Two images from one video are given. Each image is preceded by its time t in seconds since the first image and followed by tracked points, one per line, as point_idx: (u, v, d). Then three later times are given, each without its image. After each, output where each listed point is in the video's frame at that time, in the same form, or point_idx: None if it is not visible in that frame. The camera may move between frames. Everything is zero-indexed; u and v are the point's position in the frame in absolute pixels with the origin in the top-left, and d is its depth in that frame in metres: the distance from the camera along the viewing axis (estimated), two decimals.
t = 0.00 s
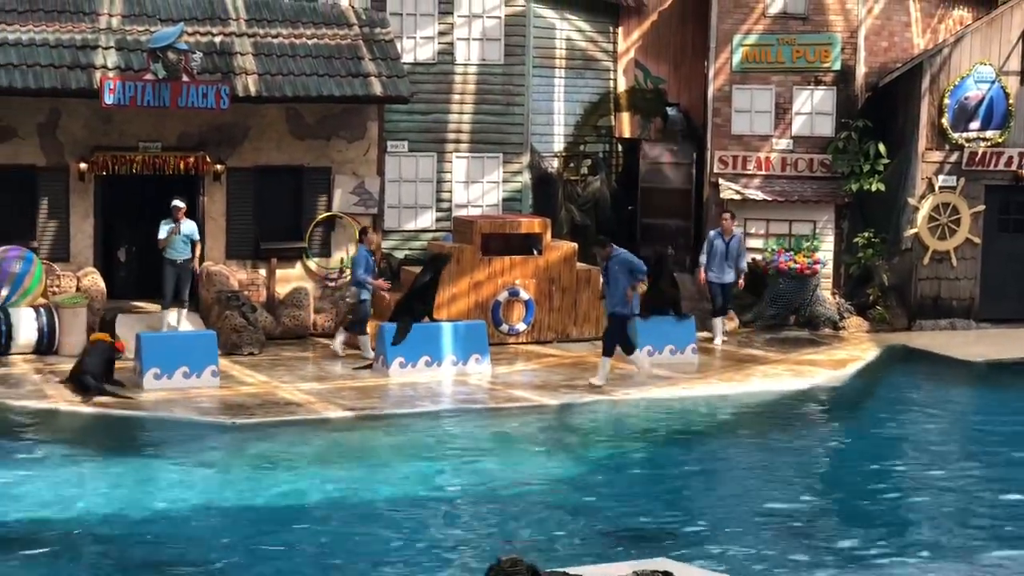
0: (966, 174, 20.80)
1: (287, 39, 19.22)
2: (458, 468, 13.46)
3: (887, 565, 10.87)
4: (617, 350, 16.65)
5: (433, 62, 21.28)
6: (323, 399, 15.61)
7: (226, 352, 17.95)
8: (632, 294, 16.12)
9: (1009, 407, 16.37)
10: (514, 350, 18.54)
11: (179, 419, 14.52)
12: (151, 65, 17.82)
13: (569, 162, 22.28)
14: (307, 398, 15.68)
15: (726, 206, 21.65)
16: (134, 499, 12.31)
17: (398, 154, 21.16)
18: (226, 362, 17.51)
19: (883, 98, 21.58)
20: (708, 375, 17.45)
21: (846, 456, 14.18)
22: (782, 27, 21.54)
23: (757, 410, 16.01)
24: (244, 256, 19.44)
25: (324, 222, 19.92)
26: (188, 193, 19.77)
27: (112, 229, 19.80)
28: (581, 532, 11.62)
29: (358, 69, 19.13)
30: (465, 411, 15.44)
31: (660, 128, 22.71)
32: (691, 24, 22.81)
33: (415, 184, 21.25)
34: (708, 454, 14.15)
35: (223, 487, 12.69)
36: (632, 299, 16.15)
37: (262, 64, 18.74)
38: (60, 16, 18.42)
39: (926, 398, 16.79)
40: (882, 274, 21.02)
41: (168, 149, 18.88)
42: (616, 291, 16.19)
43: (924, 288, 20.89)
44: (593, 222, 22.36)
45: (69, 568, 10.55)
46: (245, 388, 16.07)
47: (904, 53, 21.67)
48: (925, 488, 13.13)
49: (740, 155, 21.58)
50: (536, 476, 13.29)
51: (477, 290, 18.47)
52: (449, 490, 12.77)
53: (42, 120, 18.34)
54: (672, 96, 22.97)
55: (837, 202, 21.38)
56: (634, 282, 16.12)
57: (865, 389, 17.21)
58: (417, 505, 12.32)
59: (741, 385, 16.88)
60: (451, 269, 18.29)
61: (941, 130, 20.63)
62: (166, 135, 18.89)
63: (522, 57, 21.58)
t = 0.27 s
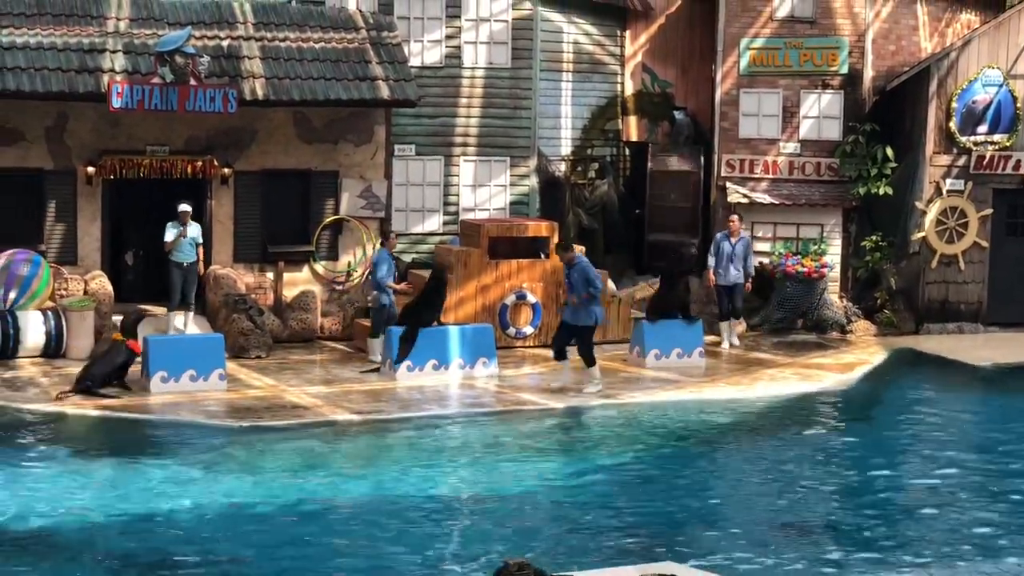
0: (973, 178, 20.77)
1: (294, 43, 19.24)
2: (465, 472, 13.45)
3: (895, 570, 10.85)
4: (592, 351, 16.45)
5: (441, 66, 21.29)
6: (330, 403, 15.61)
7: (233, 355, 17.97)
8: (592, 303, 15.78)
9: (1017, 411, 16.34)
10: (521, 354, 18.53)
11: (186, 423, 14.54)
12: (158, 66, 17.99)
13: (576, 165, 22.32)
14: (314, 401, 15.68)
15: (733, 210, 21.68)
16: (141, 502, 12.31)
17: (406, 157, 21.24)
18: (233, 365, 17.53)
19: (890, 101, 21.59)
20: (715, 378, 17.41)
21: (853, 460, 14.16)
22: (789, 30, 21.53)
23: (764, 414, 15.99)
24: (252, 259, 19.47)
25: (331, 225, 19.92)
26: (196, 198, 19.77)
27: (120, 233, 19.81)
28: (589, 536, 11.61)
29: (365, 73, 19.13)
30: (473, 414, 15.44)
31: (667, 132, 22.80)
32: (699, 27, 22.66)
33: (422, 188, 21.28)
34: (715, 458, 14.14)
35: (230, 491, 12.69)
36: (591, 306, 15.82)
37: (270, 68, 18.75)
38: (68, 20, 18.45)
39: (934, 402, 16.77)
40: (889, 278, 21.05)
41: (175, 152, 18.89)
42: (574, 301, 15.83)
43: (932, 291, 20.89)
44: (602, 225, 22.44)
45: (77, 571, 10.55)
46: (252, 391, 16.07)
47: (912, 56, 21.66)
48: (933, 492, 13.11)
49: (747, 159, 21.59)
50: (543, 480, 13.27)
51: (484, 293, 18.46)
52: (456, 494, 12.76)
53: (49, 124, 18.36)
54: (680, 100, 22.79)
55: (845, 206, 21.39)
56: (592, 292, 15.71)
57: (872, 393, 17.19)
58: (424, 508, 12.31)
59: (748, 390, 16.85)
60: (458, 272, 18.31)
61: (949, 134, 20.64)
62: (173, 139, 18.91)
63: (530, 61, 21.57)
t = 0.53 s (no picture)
0: (979, 181, 20.76)
1: (299, 45, 19.26)
2: (469, 475, 13.45)
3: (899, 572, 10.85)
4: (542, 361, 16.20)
5: (446, 68, 21.26)
6: (335, 405, 15.62)
7: (238, 357, 17.97)
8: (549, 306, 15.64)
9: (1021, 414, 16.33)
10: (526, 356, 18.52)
11: (191, 425, 14.56)
12: (163, 69, 18.00)
13: (581, 168, 22.37)
14: (319, 403, 15.70)
15: (738, 213, 21.65)
16: (147, 504, 12.32)
17: (411, 159, 21.17)
18: (238, 368, 17.54)
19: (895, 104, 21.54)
20: (719, 381, 17.41)
21: (858, 463, 14.16)
22: (794, 33, 21.54)
23: (769, 417, 15.99)
24: (257, 262, 19.47)
25: (336, 228, 19.95)
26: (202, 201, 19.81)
27: (126, 235, 19.81)
28: (593, 538, 11.62)
29: (371, 75, 19.14)
30: (477, 417, 15.44)
31: (672, 135, 22.91)
32: (704, 29, 22.86)
33: (427, 190, 21.23)
34: (720, 461, 14.13)
35: (235, 492, 12.71)
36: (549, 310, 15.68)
37: (275, 71, 18.75)
38: (74, 22, 18.47)
39: (939, 405, 16.76)
40: (894, 281, 21.03)
41: (181, 155, 18.92)
42: (533, 305, 15.72)
43: (937, 294, 20.87)
44: (606, 228, 22.51)
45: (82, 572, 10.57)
46: (257, 394, 16.07)
47: (917, 59, 21.66)
48: (937, 495, 13.11)
49: (752, 161, 21.62)
50: (547, 482, 13.27)
51: (489, 296, 18.50)
52: (460, 496, 12.77)
53: (55, 126, 18.39)
54: (685, 103, 22.94)
55: (850, 209, 21.32)
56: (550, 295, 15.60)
57: (876, 396, 17.18)
58: (428, 511, 12.32)
59: (752, 393, 16.84)
60: (464, 274, 18.34)
61: (954, 137, 20.61)
62: (179, 141, 18.94)
63: (535, 64, 21.55)
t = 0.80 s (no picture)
0: (983, 181, 20.73)
1: (303, 45, 19.25)
2: (473, 475, 13.44)
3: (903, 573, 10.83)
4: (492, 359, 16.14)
5: (450, 69, 21.25)
6: (338, 405, 15.61)
7: (242, 357, 17.97)
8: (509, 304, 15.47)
9: None
10: (529, 357, 18.51)
11: (195, 425, 14.56)
12: (167, 69, 18.03)
13: (585, 168, 22.41)
14: (323, 403, 15.69)
15: (742, 214, 21.68)
16: (150, 504, 12.32)
17: (415, 160, 21.17)
18: (242, 368, 17.53)
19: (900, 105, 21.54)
20: (724, 382, 17.39)
21: (862, 464, 14.14)
22: (799, 34, 21.52)
23: (772, 417, 15.97)
24: (260, 261, 19.45)
25: (341, 228, 19.93)
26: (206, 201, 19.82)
27: (130, 235, 19.82)
28: (596, 539, 11.60)
29: (374, 76, 19.14)
30: (481, 417, 15.43)
31: (676, 135, 22.85)
32: (708, 28, 22.77)
33: (431, 190, 21.23)
34: (723, 461, 14.11)
35: (238, 492, 12.70)
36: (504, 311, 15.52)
37: (279, 71, 18.76)
38: (79, 22, 18.49)
39: (943, 406, 16.74)
40: (898, 282, 21.04)
41: (185, 154, 18.92)
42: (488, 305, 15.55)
43: (941, 295, 20.85)
44: (610, 229, 22.37)
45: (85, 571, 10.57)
46: (261, 394, 16.07)
47: (921, 60, 21.64)
48: (941, 496, 13.09)
49: (756, 162, 21.59)
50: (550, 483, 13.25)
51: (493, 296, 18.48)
52: (463, 496, 12.76)
53: (59, 126, 18.40)
54: (689, 103, 22.95)
55: (855, 209, 21.31)
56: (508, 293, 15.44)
57: (881, 396, 17.16)
58: (431, 511, 12.31)
59: (755, 394, 16.82)
60: (468, 274, 18.34)
61: (958, 137, 20.58)
62: (183, 141, 18.94)
63: (539, 64, 21.55)
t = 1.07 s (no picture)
0: (986, 181, 20.71)
1: (305, 45, 19.24)
2: (475, 475, 13.42)
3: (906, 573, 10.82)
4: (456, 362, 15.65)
5: (453, 68, 21.24)
6: (340, 405, 15.60)
7: (244, 357, 17.94)
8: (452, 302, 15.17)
9: None
10: (532, 356, 18.50)
11: (197, 425, 14.54)
12: (170, 69, 18.02)
13: (587, 168, 22.35)
14: (325, 403, 15.68)
15: (745, 213, 21.68)
16: (152, 503, 12.30)
17: (417, 159, 21.15)
18: (244, 368, 17.50)
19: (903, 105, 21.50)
20: (726, 382, 17.36)
21: (865, 464, 14.12)
22: (801, 34, 21.50)
23: (775, 417, 15.95)
24: (263, 260, 19.47)
25: (342, 228, 19.92)
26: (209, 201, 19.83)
27: (132, 234, 19.82)
28: (599, 538, 11.58)
29: (377, 75, 19.12)
30: (483, 417, 15.41)
31: (679, 135, 22.75)
32: (711, 28, 22.75)
33: (433, 190, 21.23)
34: (726, 461, 14.09)
35: (240, 492, 12.68)
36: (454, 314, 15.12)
37: (281, 70, 18.76)
38: (82, 21, 18.48)
39: (946, 406, 16.72)
40: (901, 282, 20.97)
41: (187, 154, 18.91)
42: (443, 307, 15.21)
43: (944, 295, 20.82)
44: (613, 228, 22.28)
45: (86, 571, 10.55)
46: (262, 393, 16.05)
47: (924, 60, 21.62)
48: (944, 496, 13.07)
49: (759, 162, 21.57)
50: (552, 482, 13.23)
51: (495, 296, 18.46)
52: (465, 495, 12.75)
53: (61, 125, 18.38)
54: (692, 103, 22.84)
55: (857, 209, 21.32)
56: (452, 291, 15.09)
57: (883, 396, 17.14)
58: (433, 510, 12.29)
59: (757, 394, 16.79)
60: (470, 274, 18.35)
61: (961, 137, 20.57)
62: (185, 140, 18.93)
63: (541, 64, 21.55)
